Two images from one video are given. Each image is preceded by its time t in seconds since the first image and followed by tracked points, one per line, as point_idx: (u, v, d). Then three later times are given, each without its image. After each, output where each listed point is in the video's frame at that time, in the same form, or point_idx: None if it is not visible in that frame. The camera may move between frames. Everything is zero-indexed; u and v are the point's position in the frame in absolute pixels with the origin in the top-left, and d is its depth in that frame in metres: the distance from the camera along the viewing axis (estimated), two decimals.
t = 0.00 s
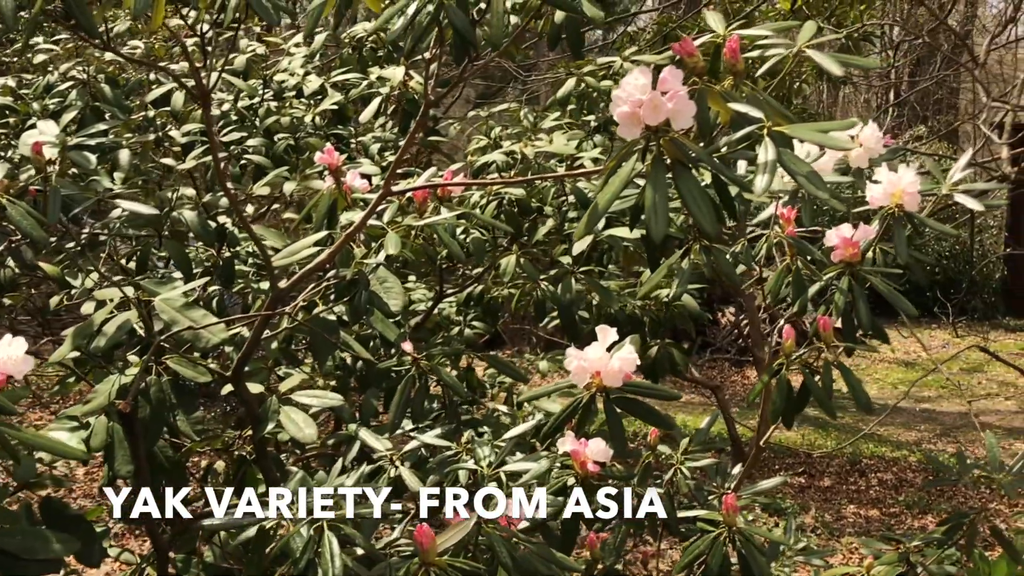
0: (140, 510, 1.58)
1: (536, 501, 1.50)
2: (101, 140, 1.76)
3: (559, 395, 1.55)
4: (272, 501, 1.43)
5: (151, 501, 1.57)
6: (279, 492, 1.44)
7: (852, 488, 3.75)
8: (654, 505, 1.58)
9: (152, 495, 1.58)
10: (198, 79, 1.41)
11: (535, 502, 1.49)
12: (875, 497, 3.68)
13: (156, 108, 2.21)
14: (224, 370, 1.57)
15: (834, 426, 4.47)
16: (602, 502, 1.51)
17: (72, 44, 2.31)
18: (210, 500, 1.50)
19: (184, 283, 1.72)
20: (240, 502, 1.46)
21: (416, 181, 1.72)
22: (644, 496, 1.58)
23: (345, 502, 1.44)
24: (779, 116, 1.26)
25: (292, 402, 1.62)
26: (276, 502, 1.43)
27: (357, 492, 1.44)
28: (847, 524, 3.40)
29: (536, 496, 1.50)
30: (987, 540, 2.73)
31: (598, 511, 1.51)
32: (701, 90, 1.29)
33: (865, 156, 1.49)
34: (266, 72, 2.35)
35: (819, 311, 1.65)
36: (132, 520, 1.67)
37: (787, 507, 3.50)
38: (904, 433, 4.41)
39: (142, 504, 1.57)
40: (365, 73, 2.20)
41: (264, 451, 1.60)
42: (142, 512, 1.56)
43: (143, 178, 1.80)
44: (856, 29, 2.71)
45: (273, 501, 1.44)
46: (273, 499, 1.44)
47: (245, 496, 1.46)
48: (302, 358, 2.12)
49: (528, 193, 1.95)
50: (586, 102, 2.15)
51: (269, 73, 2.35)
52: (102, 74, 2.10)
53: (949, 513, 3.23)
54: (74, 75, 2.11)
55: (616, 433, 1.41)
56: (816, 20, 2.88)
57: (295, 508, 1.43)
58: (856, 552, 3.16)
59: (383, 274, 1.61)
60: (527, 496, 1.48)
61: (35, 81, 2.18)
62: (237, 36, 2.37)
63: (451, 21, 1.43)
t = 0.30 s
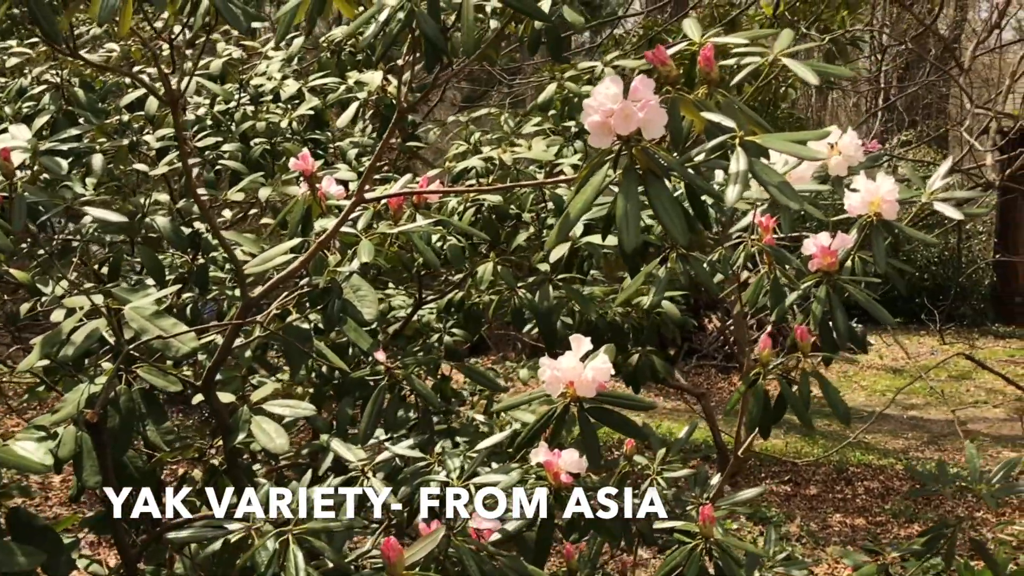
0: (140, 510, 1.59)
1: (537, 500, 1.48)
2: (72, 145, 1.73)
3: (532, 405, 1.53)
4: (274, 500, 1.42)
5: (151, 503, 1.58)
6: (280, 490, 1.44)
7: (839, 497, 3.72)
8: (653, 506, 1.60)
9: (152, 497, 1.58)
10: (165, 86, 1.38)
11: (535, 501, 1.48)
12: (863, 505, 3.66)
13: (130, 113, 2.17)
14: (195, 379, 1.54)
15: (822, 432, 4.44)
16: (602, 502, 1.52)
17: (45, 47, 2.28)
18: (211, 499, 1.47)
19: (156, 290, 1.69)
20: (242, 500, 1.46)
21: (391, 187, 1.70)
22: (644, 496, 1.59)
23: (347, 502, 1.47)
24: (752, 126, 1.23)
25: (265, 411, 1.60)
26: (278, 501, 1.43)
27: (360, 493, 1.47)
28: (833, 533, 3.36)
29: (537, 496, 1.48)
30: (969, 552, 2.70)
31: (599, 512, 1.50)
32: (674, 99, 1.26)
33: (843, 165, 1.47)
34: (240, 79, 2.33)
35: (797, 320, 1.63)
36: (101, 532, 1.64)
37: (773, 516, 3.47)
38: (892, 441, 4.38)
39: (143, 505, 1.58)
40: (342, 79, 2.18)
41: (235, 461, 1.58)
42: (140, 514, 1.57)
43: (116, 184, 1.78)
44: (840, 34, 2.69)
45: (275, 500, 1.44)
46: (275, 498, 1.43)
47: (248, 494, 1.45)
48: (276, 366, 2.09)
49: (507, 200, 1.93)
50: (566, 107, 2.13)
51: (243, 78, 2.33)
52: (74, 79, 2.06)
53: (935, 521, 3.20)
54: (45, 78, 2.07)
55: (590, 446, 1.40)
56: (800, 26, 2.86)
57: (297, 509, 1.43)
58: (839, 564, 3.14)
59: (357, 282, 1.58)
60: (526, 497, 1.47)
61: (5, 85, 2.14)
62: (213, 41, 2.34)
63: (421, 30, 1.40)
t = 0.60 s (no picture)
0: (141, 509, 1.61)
1: (538, 500, 1.42)
2: (47, 153, 1.70)
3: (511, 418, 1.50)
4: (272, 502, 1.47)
5: (152, 503, 1.60)
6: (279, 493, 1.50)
7: (828, 507, 3.70)
8: (654, 506, 1.61)
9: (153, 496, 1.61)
10: (139, 93, 1.35)
11: (539, 501, 1.42)
12: (852, 514, 3.64)
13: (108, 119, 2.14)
14: (170, 392, 1.51)
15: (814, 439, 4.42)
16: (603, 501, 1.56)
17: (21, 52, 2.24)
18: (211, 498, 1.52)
19: (131, 300, 1.66)
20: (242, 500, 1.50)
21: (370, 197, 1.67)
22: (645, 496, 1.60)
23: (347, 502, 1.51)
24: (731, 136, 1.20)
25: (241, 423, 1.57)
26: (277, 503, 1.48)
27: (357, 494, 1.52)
28: (822, 544, 3.34)
29: (537, 496, 1.41)
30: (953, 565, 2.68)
31: (599, 511, 1.54)
32: (652, 109, 1.23)
33: (827, 174, 1.44)
34: (219, 85, 2.31)
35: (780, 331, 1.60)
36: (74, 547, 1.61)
37: (761, 526, 3.44)
38: (882, 450, 4.36)
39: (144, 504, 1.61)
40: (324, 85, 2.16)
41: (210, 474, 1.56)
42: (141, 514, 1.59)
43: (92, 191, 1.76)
44: (826, 42, 2.68)
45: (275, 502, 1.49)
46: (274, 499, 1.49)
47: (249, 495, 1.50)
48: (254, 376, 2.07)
49: (489, 207, 1.91)
50: (550, 114, 2.11)
51: (222, 85, 2.31)
52: (51, 84, 2.03)
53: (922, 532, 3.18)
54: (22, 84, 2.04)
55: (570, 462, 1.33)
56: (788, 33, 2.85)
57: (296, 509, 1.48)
58: None
59: (334, 291, 1.55)
60: (526, 496, 1.41)
61: None
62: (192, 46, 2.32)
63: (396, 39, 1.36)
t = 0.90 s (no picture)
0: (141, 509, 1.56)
1: (538, 501, 1.40)
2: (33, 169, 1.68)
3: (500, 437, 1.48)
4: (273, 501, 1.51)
5: (153, 503, 1.55)
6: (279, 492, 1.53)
7: (827, 523, 3.66)
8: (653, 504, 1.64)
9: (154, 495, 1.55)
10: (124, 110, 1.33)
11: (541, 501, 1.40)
12: (851, 530, 3.60)
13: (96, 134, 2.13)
14: (156, 411, 1.48)
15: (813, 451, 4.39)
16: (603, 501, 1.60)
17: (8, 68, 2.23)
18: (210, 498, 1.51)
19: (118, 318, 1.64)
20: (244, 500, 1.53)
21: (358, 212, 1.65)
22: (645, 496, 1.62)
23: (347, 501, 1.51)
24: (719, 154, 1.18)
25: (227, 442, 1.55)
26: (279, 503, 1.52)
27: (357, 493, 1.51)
28: (820, 560, 3.31)
29: (538, 497, 1.40)
30: None
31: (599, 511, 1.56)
32: (640, 125, 1.19)
33: (819, 189, 1.42)
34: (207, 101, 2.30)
35: (772, 348, 1.59)
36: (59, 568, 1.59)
37: (759, 542, 3.41)
38: (882, 463, 4.33)
39: (145, 504, 1.56)
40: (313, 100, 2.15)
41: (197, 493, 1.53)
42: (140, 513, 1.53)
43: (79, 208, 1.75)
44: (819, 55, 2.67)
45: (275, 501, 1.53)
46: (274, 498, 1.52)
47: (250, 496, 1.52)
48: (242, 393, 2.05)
49: (479, 222, 1.89)
50: (540, 128, 2.10)
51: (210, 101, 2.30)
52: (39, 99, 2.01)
53: (922, 550, 3.15)
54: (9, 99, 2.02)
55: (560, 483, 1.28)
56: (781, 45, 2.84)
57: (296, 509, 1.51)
58: None
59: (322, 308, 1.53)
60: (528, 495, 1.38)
61: None
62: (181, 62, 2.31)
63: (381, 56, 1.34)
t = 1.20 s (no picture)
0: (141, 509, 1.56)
1: (537, 501, 1.30)
2: (32, 197, 1.66)
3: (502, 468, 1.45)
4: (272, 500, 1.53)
5: (152, 503, 1.55)
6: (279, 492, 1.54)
7: (837, 551, 3.61)
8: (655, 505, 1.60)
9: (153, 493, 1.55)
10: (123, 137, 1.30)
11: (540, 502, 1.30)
12: (862, 557, 3.55)
13: (98, 158, 2.11)
14: (154, 442, 1.45)
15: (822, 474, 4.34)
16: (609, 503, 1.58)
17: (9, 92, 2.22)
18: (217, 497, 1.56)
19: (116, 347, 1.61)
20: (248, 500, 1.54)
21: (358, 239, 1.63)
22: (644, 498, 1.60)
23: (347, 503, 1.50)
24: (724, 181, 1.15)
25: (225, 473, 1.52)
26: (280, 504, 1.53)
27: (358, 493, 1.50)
28: None
29: (537, 496, 1.29)
30: None
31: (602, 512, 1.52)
32: (641, 153, 1.16)
33: (825, 214, 1.39)
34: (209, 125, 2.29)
35: (778, 376, 1.56)
36: None
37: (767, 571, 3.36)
38: (893, 489, 4.28)
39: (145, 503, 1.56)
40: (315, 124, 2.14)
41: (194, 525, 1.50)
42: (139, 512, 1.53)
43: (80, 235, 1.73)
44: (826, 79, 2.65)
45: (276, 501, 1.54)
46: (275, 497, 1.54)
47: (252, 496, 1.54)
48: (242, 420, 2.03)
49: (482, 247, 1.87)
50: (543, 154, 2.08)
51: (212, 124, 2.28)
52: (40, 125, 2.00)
53: None
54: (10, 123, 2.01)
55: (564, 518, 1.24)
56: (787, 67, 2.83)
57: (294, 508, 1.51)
58: None
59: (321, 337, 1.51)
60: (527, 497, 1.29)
61: None
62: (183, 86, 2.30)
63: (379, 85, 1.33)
